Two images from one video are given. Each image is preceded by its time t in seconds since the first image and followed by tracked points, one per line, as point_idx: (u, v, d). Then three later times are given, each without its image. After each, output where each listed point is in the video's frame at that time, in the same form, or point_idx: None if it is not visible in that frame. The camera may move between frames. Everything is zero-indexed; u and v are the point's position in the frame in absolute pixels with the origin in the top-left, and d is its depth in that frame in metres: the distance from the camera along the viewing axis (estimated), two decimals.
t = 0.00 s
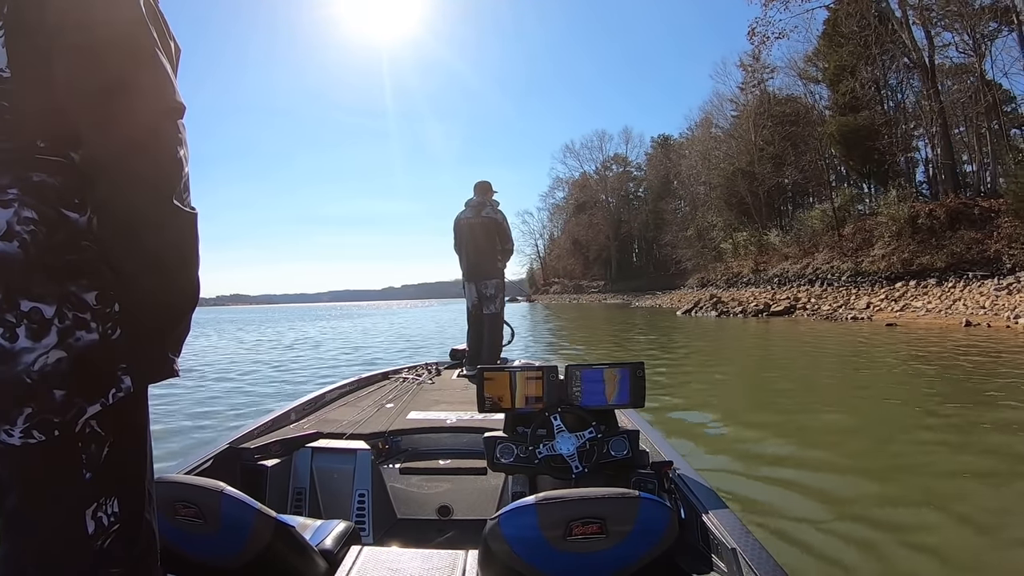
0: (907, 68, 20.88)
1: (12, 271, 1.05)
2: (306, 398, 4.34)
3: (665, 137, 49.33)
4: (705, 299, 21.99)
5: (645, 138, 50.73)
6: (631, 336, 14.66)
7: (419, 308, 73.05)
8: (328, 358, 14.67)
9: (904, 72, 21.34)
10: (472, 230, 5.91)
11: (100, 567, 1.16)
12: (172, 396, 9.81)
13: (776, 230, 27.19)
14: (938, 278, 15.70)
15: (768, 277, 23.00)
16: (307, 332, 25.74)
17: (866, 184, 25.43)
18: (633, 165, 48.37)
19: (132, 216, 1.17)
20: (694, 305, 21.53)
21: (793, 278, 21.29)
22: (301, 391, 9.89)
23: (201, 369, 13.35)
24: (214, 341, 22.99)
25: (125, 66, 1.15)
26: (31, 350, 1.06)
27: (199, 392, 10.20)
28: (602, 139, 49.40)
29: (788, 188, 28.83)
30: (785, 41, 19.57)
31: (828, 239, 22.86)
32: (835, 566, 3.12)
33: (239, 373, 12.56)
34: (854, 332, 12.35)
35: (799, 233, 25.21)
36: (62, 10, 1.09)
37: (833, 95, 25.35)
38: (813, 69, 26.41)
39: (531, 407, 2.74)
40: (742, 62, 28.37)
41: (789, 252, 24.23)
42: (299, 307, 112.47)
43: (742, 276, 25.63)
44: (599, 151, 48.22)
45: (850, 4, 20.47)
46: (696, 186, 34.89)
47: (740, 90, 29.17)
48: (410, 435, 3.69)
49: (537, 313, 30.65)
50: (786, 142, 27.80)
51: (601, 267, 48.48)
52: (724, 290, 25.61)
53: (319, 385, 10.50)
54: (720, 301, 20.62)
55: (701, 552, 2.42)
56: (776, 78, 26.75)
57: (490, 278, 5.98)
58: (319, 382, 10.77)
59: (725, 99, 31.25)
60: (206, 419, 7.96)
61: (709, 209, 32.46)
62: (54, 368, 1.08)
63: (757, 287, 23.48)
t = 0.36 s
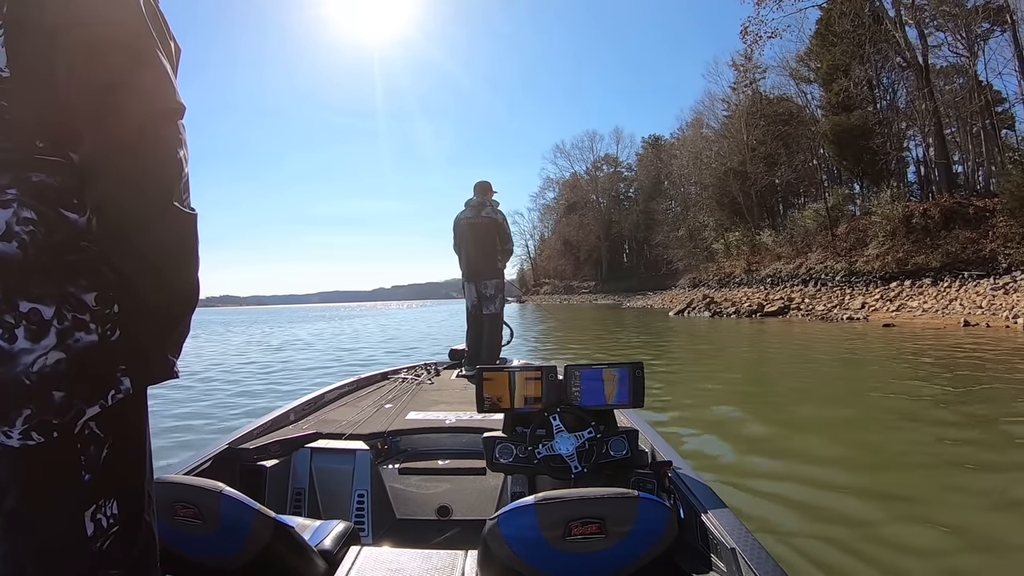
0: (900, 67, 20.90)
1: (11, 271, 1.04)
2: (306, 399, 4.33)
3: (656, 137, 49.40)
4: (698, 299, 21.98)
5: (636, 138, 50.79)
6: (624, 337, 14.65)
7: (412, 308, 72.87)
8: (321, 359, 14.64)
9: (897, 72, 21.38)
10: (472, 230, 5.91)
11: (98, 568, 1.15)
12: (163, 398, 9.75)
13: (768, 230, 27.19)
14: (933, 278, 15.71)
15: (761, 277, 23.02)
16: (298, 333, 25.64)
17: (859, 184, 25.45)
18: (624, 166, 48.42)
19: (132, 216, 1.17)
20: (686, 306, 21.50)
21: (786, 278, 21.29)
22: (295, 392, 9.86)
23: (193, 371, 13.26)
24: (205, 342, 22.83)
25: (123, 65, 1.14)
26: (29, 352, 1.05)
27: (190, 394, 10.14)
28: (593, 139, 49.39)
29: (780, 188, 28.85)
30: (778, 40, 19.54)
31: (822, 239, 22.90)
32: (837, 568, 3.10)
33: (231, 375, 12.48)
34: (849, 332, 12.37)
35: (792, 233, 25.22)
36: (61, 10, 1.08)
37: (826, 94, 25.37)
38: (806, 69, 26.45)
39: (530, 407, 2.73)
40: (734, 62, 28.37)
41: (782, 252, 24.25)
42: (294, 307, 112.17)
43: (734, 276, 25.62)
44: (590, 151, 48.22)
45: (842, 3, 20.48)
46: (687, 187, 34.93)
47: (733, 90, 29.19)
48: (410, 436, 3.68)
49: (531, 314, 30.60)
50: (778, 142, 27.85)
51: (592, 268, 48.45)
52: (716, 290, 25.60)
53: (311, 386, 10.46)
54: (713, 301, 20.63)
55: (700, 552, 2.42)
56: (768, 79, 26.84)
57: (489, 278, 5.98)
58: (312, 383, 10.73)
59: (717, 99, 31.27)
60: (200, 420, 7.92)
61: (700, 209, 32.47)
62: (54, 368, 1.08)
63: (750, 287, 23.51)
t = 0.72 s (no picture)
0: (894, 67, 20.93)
1: (10, 271, 1.04)
2: (305, 399, 4.32)
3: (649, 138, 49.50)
4: (692, 299, 21.95)
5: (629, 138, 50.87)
6: (618, 337, 14.63)
7: (405, 308, 72.69)
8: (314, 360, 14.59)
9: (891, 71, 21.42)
10: (472, 230, 5.91)
11: (99, 567, 1.15)
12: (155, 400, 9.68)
13: (761, 230, 27.20)
14: (930, 278, 15.72)
15: (755, 277, 23.04)
16: (289, 334, 25.53)
17: (853, 183, 25.47)
18: (617, 166, 48.49)
19: (134, 215, 1.18)
20: (679, 307, 21.44)
21: (780, 278, 21.30)
22: (288, 394, 9.82)
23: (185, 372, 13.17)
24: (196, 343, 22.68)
25: (124, 66, 1.15)
26: (29, 352, 1.05)
27: (182, 395, 10.09)
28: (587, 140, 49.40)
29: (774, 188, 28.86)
30: (771, 39, 19.52)
31: (816, 238, 22.92)
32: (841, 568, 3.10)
33: (224, 376, 12.42)
34: (845, 333, 12.39)
35: (786, 233, 25.22)
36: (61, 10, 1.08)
37: (820, 93, 25.40)
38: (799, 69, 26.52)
39: (529, 407, 2.73)
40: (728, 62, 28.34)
41: (775, 252, 24.27)
42: (289, 308, 111.86)
43: (727, 276, 25.63)
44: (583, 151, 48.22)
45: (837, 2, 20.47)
46: (680, 187, 34.97)
47: (726, 89, 29.15)
48: (409, 436, 3.68)
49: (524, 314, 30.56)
50: (772, 142, 27.86)
51: (584, 268, 48.42)
52: (709, 291, 25.59)
53: (303, 387, 10.41)
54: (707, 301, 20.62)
55: (699, 552, 2.43)
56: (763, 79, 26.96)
57: (490, 278, 5.97)
58: (305, 384, 10.70)
59: (711, 99, 31.27)
60: (193, 422, 7.88)
61: (693, 209, 32.47)
62: (53, 368, 1.07)
63: (744, 287, 23.54)
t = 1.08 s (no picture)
0: (888, 66, 20.99)
1: (10, 272, 1.04)
2: (304, 399, 4.32)
3: (643, 138, 49.57)
4: (686, 299, 21.96)
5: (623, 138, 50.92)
6: (614, 338, 14.61)
7: (399, 308, 72.51)
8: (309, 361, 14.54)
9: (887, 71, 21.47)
10: (473, 230, 5.92)
11: (101, 567, 1.16)
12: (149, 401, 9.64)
13: (755, 230, 27.23)
14: (927, 277, 15.74)
15: (750, 276, 23.07)
16: (283, 335, 25.47)
17: (847, 183, 25.53)
18: (610, 166, 48.53)
19: (136, 216, 1.18)
20: (674, 307, 21.41)
21: (776, 278, 21.35)
22: (283, 394, 9.80)
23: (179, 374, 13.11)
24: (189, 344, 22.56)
25: (126, 66, 1.15)
26: (29, 352, 1.05)
27: (177, 396, 10.06)
28: (579, 140, 49.52)
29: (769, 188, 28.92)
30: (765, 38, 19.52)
31: (812, 238, 22.97)
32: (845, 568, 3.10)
33: (219, 377, 12.37)
34: (843, 333, 12.40)
35: (780, 232, 25.25)
36: (62, 12, 1.08)
37: (815, 93, 25.45)
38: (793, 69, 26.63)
39: (528, 407, 2.73)
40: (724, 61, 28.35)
41: (770, 252, 24.30)
42: (281, 308, 111.63)
43: (722, 276, 25.67)
44: (575, 151, 48.24)
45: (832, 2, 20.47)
46: (673, 186, 35.03)
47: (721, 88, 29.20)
48: (408, 436, 3.67)
49: (519, 314, 30.54)
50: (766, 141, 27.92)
51: (576, 268, 48.44)
52: (704, 291, 25.63)
53: (298, 389, 10.38)
54: (702, 301, 20.62)
55: (698, 552, 2.43)
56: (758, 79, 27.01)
57: (490, 278, 5.97)
58: (299, 385, 10.67)
59: (705, 99, 31.29)
60: (189, 423, 7.85)
61: (687, 208, 32.49)
62: (54, 369, 1.07)
63: (738, 287, 23.57)
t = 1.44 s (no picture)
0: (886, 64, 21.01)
1: (12, 272, 1.03)
2: (304, 399, 4.32)
3: (638, 138, 49.65)
4: (683, 299, 21.95)
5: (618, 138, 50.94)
6: (610, 339, 14.59)
7: (394, 308, 72.39)
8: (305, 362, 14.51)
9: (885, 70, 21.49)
10: (474, 230, 5.92)
11: (102, 567, 1.15)
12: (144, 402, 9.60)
13: (751, 230, 27.25)
14: (927, 277, 15.77)
15: (746, 277, 23.08)
16: (278, 336, 25.41)
17: (844, 182, 25.55)
18: (605, 166, 48.54)
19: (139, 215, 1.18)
20: (670, 307, 21.39)
21: (773, 278, 21.36)
22: (278, 395, 9.77)
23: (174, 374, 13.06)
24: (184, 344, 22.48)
25: (130, 67, 1.16)
26: (32, 353, 1.05)
27: (171, 397, 10.01)
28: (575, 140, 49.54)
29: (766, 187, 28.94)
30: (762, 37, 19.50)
31: (809, 238, 22.98)
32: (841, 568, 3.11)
33: (214, 377, 12.32)
34: (841, 333, 12.41)
35: (777, 232, 25.27)
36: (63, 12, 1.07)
37: (811, 92, 25.52)
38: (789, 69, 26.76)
39: (528, 407, 2.74)
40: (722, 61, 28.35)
41: (767, 252, 24.34)
42: (277, 308, 111.37)
43: (717, 276, 25.68)
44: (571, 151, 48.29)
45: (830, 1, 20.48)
46: (668, 186, 35.04)
47: (717, 88, 29.21)
48: (408, 436, 3.67)
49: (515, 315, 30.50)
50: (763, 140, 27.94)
51: (571, 268, 48.46)
52: (699, 290, 25.63)
53: (294, 389, 10.36)
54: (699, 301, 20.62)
55: (698, 552, 2.43)
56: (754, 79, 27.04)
57: (491, 278, 5.97)
58: (295, 386, 10.64)
59: (701, 98, 31.29)
60: (184, 424, 7.82)
61: (682, 208, 32.52)
62: (56, 370, 1.07)
63: (734, 287, 23.57)
